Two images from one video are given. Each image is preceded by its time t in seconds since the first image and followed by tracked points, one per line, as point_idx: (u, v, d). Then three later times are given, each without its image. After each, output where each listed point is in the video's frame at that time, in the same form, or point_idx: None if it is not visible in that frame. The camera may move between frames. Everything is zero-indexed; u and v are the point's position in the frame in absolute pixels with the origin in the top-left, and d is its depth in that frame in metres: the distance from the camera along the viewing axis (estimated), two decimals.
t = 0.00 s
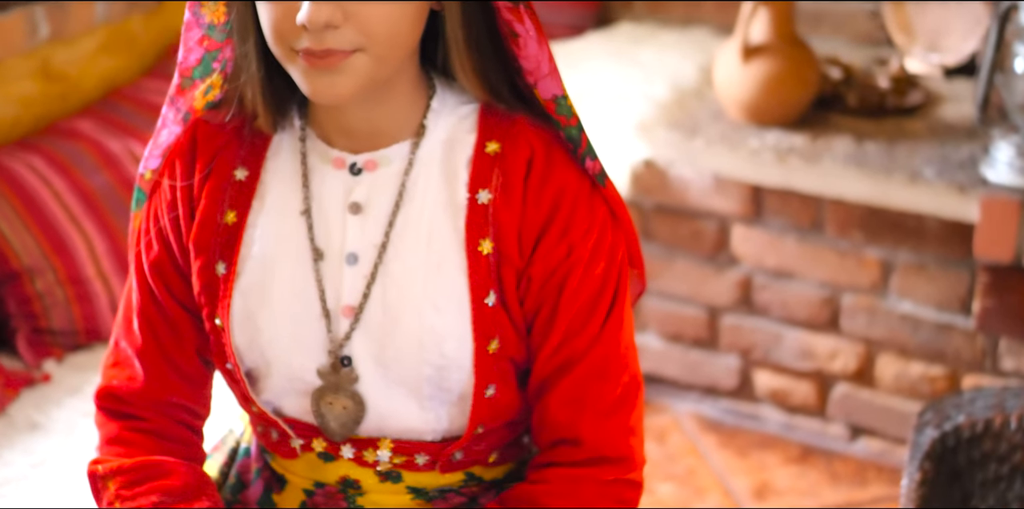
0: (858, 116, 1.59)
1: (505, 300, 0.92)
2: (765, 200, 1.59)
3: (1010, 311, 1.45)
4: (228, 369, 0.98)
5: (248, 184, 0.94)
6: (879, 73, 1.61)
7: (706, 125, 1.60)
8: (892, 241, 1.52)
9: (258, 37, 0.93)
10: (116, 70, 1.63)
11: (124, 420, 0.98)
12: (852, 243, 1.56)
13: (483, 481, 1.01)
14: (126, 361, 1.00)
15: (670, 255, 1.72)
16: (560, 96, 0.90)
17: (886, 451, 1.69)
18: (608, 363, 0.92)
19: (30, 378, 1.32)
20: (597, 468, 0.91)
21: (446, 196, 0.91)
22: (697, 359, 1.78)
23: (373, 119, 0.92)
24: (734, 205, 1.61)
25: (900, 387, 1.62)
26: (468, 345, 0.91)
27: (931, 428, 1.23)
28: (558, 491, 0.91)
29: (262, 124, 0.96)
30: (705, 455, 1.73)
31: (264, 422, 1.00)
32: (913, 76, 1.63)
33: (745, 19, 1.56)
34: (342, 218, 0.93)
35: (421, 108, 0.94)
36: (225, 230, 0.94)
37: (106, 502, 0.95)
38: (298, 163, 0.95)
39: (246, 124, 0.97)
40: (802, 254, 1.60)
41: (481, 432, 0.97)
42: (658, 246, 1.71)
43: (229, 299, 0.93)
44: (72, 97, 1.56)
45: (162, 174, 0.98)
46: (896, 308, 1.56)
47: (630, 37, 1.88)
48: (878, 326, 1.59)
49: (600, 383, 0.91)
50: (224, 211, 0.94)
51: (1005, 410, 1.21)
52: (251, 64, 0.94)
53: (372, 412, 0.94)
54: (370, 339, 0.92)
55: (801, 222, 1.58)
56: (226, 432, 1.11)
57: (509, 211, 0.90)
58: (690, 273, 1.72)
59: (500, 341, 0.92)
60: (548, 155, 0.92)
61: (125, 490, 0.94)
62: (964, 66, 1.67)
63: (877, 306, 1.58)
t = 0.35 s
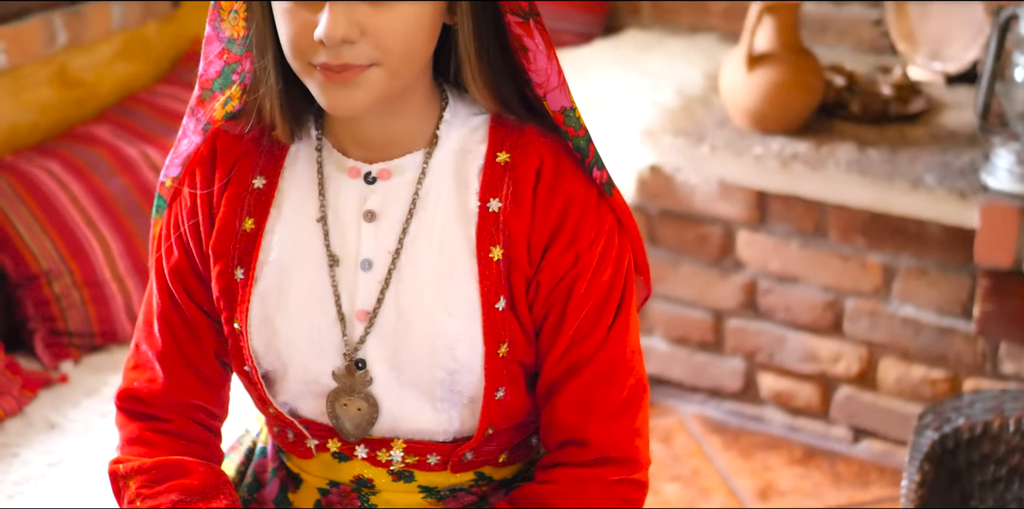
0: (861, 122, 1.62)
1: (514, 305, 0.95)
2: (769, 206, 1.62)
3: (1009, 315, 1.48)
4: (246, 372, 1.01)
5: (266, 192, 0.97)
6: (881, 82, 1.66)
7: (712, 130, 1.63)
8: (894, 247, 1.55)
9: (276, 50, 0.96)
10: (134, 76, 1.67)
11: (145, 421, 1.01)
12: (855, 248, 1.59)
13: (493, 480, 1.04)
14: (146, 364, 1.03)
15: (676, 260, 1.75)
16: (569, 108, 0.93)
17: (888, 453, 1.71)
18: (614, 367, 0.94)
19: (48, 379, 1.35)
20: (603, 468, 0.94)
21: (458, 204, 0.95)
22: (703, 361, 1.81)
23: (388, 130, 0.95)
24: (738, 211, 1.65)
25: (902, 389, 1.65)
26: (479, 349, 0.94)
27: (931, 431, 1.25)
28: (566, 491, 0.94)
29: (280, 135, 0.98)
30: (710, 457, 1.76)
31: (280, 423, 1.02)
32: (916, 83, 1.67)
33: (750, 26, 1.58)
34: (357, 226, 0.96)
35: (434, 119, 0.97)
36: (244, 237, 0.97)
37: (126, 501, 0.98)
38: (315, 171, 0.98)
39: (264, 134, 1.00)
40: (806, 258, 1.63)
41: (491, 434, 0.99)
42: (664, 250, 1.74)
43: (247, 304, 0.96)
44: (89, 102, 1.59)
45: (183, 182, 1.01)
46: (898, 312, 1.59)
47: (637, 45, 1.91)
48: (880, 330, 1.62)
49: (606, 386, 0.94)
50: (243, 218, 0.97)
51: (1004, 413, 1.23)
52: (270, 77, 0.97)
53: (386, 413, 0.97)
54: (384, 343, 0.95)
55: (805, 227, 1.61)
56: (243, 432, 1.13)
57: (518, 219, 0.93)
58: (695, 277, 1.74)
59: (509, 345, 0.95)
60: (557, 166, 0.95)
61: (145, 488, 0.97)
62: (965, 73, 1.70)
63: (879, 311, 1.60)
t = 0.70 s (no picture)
0: (862, 126, 1.64)
1: (519, 309, 0.98)
2: (772, 210, 1.64)
3: (1007, 318, 1.50)
4: (258, 373, 1.04)
5: (278, 197, 1.00)
6: (882, 87, 1.70)
7: (715, 135, 1.66)
8: (894, 250, 1.57)
9: (289, 61, 0.99)
10: (148, 81, 1.70)
11: (160, 420, 1.04)
12: (856, 251, 1.61)
13: (498, 479, 1.06)
14: (161, 365, 1.05)
15: (679, 263, 1.77)
16: (573, 117, 0.96)
17: (888, 453, 1.74)
18: (617, 369, 0.97)
19: (61, 379, 1.37)
20: (605, 467, 0.97)
21: (465, 211, 0.97)
22: (705, 363, 1.84)
23: (398, 138, 0.98)
24: (741, 215, 1.67)
25: (902, 391, 1.67)
26: (485, 351, 0.97)
27: (929, 431, 1.26)
28: (569, 490, 0.96)
29: (292, 142, 1.01)
30: (712, 457, 1.79)
31: (291, 423, 1.05)
32: (917, 87, 1.70)
33: (750, 35, 1.60)
34: (367, 231, 0.98)
35: (441, 127, 1.00)
36: (257, 242, 0.99)
37: (142, 499, 1.00)
38: (325, 178, 1.01)
39: (276, 142, 1.04)
40: (807, 262, 1.65)
41: (497, 434, 1.02)
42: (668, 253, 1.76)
43: (260, 307, 0.99)
44: (102, 106, 1.61)
45: (197, 188, 1.04)
46: (898, 314, 1.61)
47: (642, 51, 1.94)
48: (880, 332, 1.64)
49: (609, 388, 0.97)
50: (256, 223, 1.00)
51: (1001, 415, 1.26)
52: (283, 87, 1.00)
53: (394, 414, 0.99)
54: (393, 346, 0.98)
55: (806, 231, 1.63)
56: (254, 432, 1.16)
57: (523, 225, 0.96)
58: (698, 280, 1.77)
59: (515, 347, 0.98)
60: (561, 173, 0.98)
61: (160, 487, 0.99)
62: (965, 79, 1.71)
63: (879, 313, 1.63)
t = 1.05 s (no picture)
0: (858, 132, 1.67)
1: (518, 314, 1.00)
2: (769, 214, 1.66)
3: (999, 322, 1.52)
4: (263, 377, 1.06)
5: (283, 206, 1.03)
6: (878, 93, 1.73)
7: (714, 141, 1.70)
8: (889, 255, 1.59)
9: (293, 73, 1.02)
10: (156, 86, 1.74)
11: (167, 423, 1.07)
12: (852, 256, 1.63)
13: (497, 480, 1.08)
14: (168, 369, 1.08)
15: (678, 267, 1.79)
16: (569, 128, 0.99)
17: (884, 454, 1.76)
18: (613, 373, 1.00)
19: (69, 382, 1.40)
20: (603, 468, 0.99)
21: (464, 218, 1.00)
22: (704, 366, 1.86)
23: (400, 149, 1.01)
24: (739, 220, 1.68)
25: (897, 393, 1.69)
26: (484, 355, 1.00)
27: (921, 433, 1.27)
28: (567, 490, 0.98)
29: (296, 152, 1.04)
30: (711, 458, 1.81)
31: (295, 425, 1.08)
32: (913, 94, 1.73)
33: (749, 42, 1.62)
34: (369, 239, 1.01)
35: (442, 138, 1.03)
36: (262, 249, 1.02)
37: (149, 500, 1.03)
38: (329, 187, 1.03)
39: (281, 152, 1.06)
40: (804, 266, 1.68)
41: (496, 436, 1.05)
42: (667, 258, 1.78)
43: (265, 312, 1.02)
44: (110, 112, 1.62)
45: (204, 196, 1.06)
46: (893, 318, 1.64)
47: (642, 57, 1.97)
48: (875, 335, 1.67)
49: (606, 391, 0.99)
50: (261, 232, 1.02)
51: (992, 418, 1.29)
52: (287, 99, 1.03)
53: (396, 416, 1.02)
54: (394, 350, 1.00)
55: (803, 236, 1.66)
56: (258, 435, 1.19)
57: (522, 232, 0.99)
58: (697, 284, 1.79)
59: (514, 352, 1.00)
60: (559, 183, 1.00)
61: (168, 487, 1.02)
62: (960, 85, 1.74)
63: (874, 317, 1.65)
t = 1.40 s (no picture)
0: (854, 139, 1.68)
1: (514, 321, 1.02)
2: (766, 220, 1.68)
3: (992, 327, 1.54)
4: (264, 383, 1.08)
5: (284, 215, 1.05)
6: (874, 100, 1.75)
7: (711, 147, 1.71)
8: (883, 260, 1.61)
9: (293, 86, 1.04)
10: (158, 92, 1.75)
11: (170, 427, 1.09)
12: (847, 261, 1.65)
13: (495, 484, 1.10)
14: (171, 375, 1.10)
15: (675, 271, 1.81)
16: (564, 139, 1.00)
17: (878, 457, 1.78)
18: (607, 378, 1.01)
19: (73, 385, 1.42)
20: (597, 472, 1.01)
21: (462, 228, 1.02)
22: (701, 369, 1.88)
23: (399, 160, 1.03)
24: (736, 225, 1.70)
25: (892, 396, 1.71)
26: (481, 362, 1.02)
27: (914, 438, 1.29)
28: (562, 494, 1.00)
29: (297, 163, 1.06)
30: (707, 460, 1.83)
31: (296, 430, 1.10)
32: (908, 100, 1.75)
33: (745, 50, 1.64)
34: (368, 248, 1.03)
35: (439, 149, 1.05)
36: (264, 258, 1.04)
37: (154, 503, 1.06)
38: (329, 197, 1.06)
39: (282, 163, 1.08)
40: (799, 271, 1.69)
41: (493, 440, 1.07)
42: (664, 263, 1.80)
43: (266, 320, 1.04)
44: (114, 118, 1.66)
45: (206, 206, 1.08)
46: (888, 322, 1.66)
47: (641, 63, 1.98)
48: (870, 340, 1.68)
49: (601, 397, 1.01)
50: (262, 241, 1.04)
51: (984, 422, 1.30)
52: (287, 111, 1.04)
53: (395, 421, 1.04)
54: (393, 356, 1.02)
55: (799, 241, 1.67)
56: (260, 439, 1.21)
57: (518, 241, 1.01)
58: (694, 288, 1.81)
59: (510, 359, 1.02)
60: (554, 193, 1.02)
61: (172, 491, 1.04)
62: (955, 92, 1.76)
63: (869, 321, 1.67)
